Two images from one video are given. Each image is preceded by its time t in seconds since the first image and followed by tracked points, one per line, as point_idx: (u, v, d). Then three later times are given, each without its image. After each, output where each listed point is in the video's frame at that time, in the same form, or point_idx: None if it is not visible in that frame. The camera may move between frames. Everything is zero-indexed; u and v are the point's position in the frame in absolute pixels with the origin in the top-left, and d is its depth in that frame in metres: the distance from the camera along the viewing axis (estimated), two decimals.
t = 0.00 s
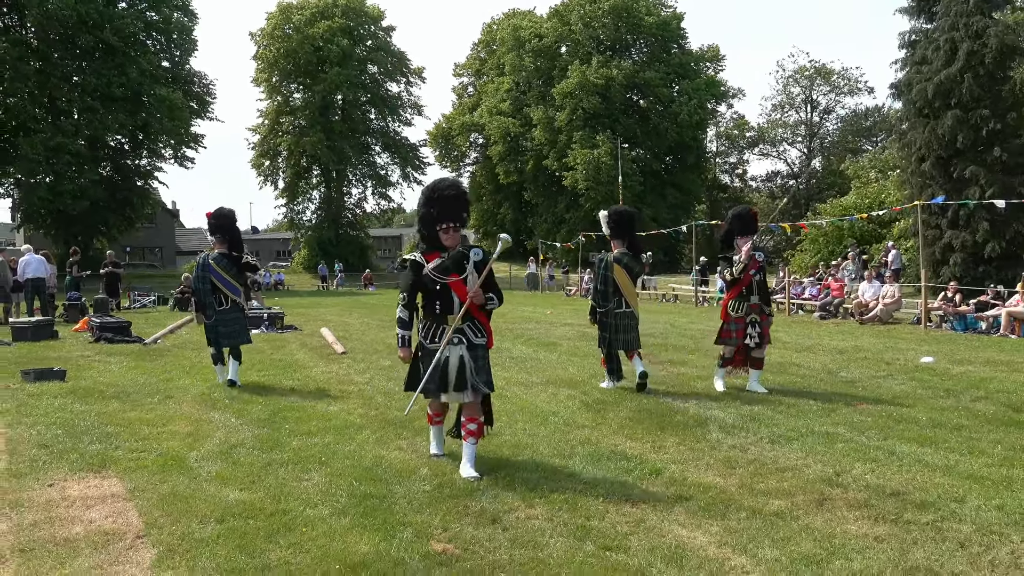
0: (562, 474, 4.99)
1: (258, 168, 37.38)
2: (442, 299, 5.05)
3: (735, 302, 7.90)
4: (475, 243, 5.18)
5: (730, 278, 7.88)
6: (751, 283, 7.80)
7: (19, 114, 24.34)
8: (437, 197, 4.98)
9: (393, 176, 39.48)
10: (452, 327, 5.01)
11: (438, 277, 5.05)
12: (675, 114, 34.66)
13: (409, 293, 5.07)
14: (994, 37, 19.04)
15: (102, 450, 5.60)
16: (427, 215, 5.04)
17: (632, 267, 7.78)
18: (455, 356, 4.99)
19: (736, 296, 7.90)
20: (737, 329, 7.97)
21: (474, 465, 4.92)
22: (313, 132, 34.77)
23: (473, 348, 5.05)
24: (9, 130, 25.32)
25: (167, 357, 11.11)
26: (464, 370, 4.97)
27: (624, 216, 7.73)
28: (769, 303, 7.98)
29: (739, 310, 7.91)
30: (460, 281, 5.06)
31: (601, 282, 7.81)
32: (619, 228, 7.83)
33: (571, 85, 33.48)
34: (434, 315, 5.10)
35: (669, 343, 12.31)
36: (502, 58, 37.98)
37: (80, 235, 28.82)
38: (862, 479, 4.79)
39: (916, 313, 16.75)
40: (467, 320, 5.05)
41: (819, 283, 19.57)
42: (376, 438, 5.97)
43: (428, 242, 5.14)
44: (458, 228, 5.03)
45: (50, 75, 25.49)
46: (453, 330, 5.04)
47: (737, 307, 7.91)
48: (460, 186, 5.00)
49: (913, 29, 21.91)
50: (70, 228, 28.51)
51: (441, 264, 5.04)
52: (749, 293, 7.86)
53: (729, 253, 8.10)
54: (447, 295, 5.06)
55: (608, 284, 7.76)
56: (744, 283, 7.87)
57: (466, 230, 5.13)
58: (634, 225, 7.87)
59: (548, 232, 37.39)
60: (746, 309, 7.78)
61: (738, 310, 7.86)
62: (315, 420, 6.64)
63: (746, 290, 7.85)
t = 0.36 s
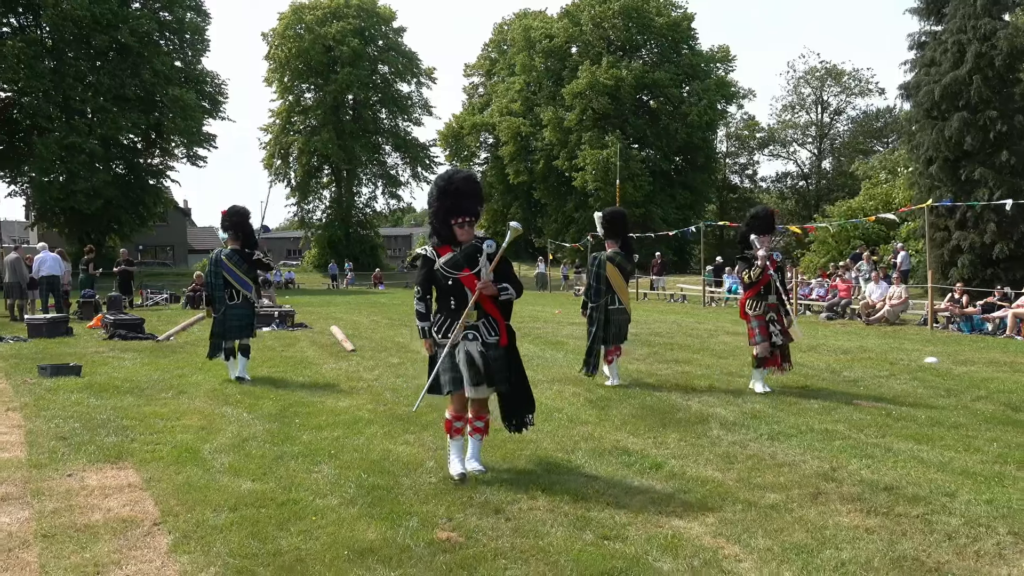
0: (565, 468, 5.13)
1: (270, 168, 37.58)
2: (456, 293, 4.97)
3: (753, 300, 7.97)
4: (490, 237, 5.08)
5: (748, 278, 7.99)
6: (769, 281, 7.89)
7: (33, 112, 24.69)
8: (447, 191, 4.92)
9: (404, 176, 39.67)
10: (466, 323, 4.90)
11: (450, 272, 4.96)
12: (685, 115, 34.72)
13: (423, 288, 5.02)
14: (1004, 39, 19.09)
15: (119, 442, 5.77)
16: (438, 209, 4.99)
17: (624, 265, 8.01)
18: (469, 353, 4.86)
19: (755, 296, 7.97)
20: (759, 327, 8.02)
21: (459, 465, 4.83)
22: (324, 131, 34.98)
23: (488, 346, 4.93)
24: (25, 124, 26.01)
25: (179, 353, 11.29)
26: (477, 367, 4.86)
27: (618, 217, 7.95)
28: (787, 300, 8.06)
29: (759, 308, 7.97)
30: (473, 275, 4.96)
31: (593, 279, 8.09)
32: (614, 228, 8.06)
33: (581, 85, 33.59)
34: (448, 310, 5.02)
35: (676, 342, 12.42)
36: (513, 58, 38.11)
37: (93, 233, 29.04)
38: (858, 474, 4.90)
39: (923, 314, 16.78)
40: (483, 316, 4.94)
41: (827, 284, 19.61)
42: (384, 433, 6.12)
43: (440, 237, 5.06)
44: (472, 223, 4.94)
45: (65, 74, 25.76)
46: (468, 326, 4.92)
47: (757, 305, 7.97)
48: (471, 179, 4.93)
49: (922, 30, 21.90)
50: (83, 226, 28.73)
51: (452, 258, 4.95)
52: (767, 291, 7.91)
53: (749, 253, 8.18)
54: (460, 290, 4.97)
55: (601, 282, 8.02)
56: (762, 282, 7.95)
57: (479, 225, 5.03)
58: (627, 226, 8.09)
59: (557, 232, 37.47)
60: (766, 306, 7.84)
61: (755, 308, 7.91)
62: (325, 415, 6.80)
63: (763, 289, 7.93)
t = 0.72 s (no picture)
0: (551, 456, 5.31)
1: (261, 164, 37.58)
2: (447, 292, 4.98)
3: (749, 300, 8.09)
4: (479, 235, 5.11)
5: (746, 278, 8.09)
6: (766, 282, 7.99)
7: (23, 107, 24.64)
8: (436, 189, 4.96)
9: (395, 173, 39.77)
10: (458, 322, 4.91)
11: (440, 270, 4.99)
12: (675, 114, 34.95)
13: (414, 287, 5.05)
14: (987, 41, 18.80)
15: (116, 432, 5.91)
16: (426, 207, 5.03)
17: (603, 263, 8.36)
18: (461, 353, 4.86)
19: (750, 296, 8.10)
20: (754, 326, 8.09)
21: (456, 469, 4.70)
22: (316, 128, 35.03)
23: (480, 345, 4.93)
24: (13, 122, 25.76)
25: (172, 348, 11.41)
26: (468, 366, 4.85)
27: (597, 217, 8.26)
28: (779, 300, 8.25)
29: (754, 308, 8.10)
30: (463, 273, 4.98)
31: (573, 274, 8.35)
32: (592, 228, 8.38)
33: (572, 84, 33.77)
34: (439, 310, 5.03)
35: (662, 339, 12.61)
36: (505, 57, 38.25)
37: (82, 229, 29.02)
38: (831, 463, 5.10)
39: (906, 313, 17.05)
40: (475, 315, 4.95)
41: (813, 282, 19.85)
42: (375, 424, 6.29)
43: (430, 236, 5.10)
44: (460, 220, 4.98)
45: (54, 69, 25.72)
46: (459, 325, 4.93)
47: (753, 304, 8.07)
48: (458, 176, 4.97)
49: (909, 32, 22.20)
50: (72, 222, 28.69)
51: (442, 256, 4.98)
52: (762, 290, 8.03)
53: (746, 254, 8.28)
54: (451, 288, 4.99)
55: (581, 278, 8.29)
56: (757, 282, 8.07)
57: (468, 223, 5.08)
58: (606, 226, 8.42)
59: (548, 230, 37.63)
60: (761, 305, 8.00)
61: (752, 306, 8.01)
62: (317, 407, 6.95)
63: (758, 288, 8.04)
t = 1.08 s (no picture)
0: (527, 448, 5.47)
1: (236, 162, 37.42)
2: (431, 294, 4.82)
3: (736, 295, 7.95)
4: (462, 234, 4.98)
5: (733, 272, 7.94)
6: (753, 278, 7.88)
7: None
8: (420, 185, 4.82)
9: (372, 170, 39.81)
10: (442, 324, 4.77)
11: (426, 271, 4.81)
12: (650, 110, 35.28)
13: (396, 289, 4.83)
14: (952, 40, 19.89)
15: (100, 430, 6.01)
16: (409, 205, 4.86)
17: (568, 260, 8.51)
18: (447, 355, 4.72)
19: (737, 290, 7.97)
20: (738, 323, 8.01)
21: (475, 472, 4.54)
22: (292, 125, 34.92)
23: (465, 346, 4.82)
24: None
25: (152, 347, 11.45)
26: (457, 370, 4.71)
27: (560, 217, 8.36)
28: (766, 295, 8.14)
29: (740, 303, 7.99)
30: (449, 273, 4.83)
31: (539, 273, 8.57)
32: (556, 228, 8.50)
33: (548, 81, 33.95)
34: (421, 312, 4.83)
35: (638, 333, 12.84)
36: (481, 53, 38.38)
37: (56, 228, 28.77)
38: (798, 451, 5.30)
39: (877, 305, 17.40)
40: (458, 316, 4.83)
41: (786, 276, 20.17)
42: (356, 419, 6.43)
43: (411, 237, 4.92)
44: (444, 221, 4.85)
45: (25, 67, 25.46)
46: (443, 327, 4.80)
47: (739, 300, 7.99)
48: (442, 174, 4.85)
49: (878, 30, 22.56)
50: (45, 222, 28.43)
51: (428, 257, 4.81)
52: (750, 287, 7.94)
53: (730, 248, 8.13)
54: (436, 290, 4.82)
55: (547, 276, 8.49)
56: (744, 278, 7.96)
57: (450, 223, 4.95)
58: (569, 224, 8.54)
59: (525, 227, 37.84)
60: (750, 302, 7.87)
61: (739, 302, 7.93)
62: (299, 403, 7.07)
63: (746, 284, 7.93)
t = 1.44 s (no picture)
0: (525, 440, 5.62)
1: (239, 164, 37.57)
2: (449, 290, 4.81)
3: (760, 290, 8.01)
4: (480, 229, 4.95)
5: (756, 267, 8.02)
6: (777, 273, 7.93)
7: None
8: (438, 179, 4.80)
9: (375, 170, 39.99)
10: (458, 321, 4.73)
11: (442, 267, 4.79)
12: (651, 108, 35.41)
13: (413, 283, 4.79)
14: (950, 35, 19.99)
15: (111, 426, 6.18)
16: (426, 200, 4.84)
17: (553, 259, 8.52)
18: (463, 352, 4.68)
19: (760, 286, 8.04)
20: (763, 317, 8.06)
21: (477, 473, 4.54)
22: (294, 126, 35.04)
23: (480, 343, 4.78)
24: None
25: (158, 347, 11.62)
26: (473, 366, 4.67)
27: (548, 218, 8.39)
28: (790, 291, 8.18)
29: (764, 298, 8.04)
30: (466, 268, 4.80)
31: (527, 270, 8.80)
32: (544, 227, 8.49)
33: (549, 79, 34.05)
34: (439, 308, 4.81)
35: (638, 329, 12.97)
36: (482, 52, 38.51)
37: (61, 231, 28.97)
38: (789, 441, 5.44)
39: (877, 300, 17.51)
40: (474, 313, 4.80)
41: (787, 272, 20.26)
42: (360, 414, 6.58)
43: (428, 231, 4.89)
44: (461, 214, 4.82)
45: (29, 72, 25.67)
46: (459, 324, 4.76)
47: (762, 295, 8.04)
48: (461, 168, 4.83)
49: (876, 25, 22.65)
50: (51, 224, 28.61)
51: (445, 252, 4.79)
52: (773, 282, 7.99)
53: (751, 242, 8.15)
54: (453, 286, 4.81)
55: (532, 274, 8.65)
56: (767, 273, 7.99)
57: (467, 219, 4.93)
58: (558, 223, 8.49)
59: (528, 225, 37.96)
60: (773, 296, 7.90)
61: (763, 298, 7.96)
62: (303, 400, 7.24)
63: (769, 280, 7.98)
